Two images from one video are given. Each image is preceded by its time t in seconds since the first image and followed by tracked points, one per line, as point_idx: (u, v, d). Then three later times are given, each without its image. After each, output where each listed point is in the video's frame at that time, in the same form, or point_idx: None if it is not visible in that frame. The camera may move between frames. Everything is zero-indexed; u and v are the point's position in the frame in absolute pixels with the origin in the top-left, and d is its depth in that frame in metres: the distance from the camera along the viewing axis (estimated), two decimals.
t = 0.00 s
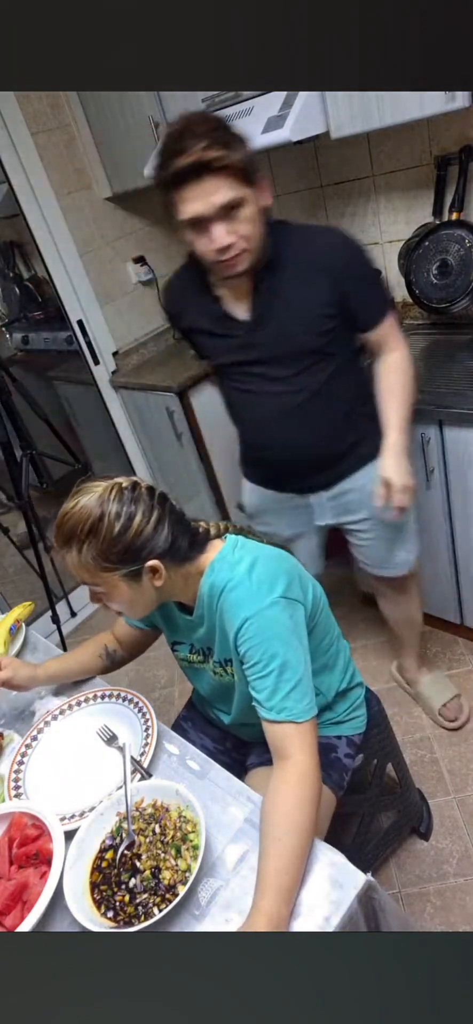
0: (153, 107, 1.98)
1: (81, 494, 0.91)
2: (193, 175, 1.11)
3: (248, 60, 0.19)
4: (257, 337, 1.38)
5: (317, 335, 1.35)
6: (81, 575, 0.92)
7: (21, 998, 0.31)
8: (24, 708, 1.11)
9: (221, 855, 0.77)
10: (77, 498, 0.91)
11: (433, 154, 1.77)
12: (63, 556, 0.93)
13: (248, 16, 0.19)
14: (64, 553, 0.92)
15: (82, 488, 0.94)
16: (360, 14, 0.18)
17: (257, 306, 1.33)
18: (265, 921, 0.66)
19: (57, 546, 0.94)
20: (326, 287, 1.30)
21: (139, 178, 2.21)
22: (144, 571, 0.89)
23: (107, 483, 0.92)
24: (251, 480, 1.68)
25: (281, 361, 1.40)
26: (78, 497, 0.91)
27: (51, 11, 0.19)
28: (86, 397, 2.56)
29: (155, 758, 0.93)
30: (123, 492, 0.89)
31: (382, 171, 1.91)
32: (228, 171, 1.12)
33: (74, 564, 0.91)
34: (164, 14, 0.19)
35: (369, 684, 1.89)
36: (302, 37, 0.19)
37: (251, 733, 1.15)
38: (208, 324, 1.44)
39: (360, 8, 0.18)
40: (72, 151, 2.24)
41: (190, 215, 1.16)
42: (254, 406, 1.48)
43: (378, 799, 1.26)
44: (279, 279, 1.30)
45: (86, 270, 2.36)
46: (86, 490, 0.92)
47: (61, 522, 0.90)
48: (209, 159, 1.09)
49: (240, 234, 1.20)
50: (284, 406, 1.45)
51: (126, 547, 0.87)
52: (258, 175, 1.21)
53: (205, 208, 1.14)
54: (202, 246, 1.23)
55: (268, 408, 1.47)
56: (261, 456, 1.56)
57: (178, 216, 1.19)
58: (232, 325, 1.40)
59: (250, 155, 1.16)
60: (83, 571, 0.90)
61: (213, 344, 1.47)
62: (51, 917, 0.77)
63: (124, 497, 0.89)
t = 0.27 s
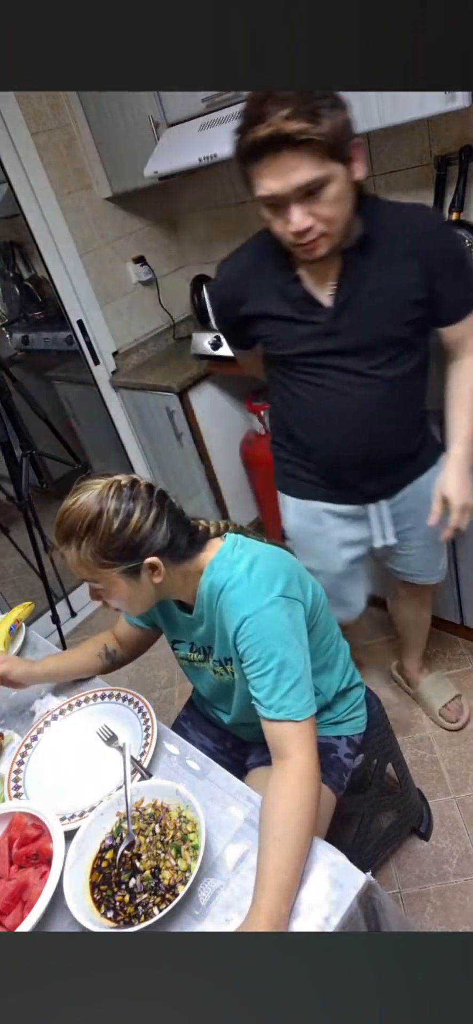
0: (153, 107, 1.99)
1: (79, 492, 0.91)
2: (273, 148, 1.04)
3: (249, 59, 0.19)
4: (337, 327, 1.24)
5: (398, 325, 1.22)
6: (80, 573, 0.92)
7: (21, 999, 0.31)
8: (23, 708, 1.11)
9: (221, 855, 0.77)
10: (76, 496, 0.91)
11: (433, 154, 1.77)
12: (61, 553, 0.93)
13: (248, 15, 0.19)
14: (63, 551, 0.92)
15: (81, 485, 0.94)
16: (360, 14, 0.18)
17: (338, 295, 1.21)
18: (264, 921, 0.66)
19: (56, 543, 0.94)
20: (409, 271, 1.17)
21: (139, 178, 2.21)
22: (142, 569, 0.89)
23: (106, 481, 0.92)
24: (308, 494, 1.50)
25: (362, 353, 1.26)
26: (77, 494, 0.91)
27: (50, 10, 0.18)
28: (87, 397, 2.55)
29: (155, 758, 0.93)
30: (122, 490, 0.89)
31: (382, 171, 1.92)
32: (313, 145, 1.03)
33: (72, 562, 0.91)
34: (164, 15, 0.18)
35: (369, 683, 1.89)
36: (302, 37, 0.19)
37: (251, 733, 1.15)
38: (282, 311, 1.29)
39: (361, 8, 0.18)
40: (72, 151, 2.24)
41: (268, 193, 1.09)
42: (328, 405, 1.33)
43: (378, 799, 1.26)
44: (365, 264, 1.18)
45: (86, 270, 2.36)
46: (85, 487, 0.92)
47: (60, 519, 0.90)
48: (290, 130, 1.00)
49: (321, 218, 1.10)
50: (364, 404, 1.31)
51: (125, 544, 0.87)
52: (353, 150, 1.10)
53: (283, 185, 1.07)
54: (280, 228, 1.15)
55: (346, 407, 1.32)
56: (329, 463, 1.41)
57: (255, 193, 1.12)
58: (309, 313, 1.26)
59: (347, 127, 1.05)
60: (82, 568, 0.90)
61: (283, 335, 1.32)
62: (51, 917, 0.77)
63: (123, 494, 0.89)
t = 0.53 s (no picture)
0: (153, 107, 2.00)
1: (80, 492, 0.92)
2: (322, 158, 0.97)
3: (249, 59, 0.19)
4: (393, 338, 1.13)
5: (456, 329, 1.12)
6: (80, 573, 0.92)
7: (21, 999, 0.31)
8: (23, 708, 1.11)
9: (222, 855, 0.77)
10: (76, 496, 0.91)
11: (433, 154, 1.77)
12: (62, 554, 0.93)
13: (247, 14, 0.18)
14: (63, 551, 0.92)
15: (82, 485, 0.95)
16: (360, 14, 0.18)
17: (391, 307, 1.10)
18: (263, 921, 0.66)
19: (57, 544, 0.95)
20: (461, 273, 1.08)
21: (139, 178, 2.21)
22: (142, 569, 0.89)
23: (108, 481, 0.92)
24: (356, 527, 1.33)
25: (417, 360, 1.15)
26: (78, 495, 0.91)
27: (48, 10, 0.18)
28: (87, 397, 2.55)
29: (155, 758, 0.93)
30: (122, 491, 0.90)
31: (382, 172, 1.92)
32: (362, 156, 0.96)
33: (73, 562, 0.91)
34: (165, 14, 0.18)
35: (369, 684, 1.89)
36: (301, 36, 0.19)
37: (252, 733, 1.15)
38: (332, 325, 1.19)
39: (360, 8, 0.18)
40: (72, 151, 2.24)
41: (312, 205, 1.03)
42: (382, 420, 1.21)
43: (379, 799, 1.26)
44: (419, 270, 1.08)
45: (87, 270, 2.36)
46: (86, 487, 0.93)
47: (61, 520, 0.91)
48: (337, 141, 0.94)
49: (367, 233, 1.03)
50: (418, 419, 1.19)
51: (126, 544, 0.87)
52: (414, 158, 1.01)
53: (331, 197, 1.00)
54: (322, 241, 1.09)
55: (400, 423, 1.21)
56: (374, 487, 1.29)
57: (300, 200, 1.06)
58: (356, 325, 1.16)
59: (408, 132, 0.97)
60: (82, 568, 0.90)
61: (330, 350, 1.22)
62: (51, 917, 0.77)
63: (124, 494, 0.90)
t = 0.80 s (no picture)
0: (153, 107, 2.01)
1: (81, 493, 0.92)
2: (311, 185, 0.76)
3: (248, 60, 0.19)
4: (436, 366, 0.87)
5: None
6: (82, 575, 0.92)
7: (22, 999, 0.31)
8: (23, 708, 1.11)
9: (222, 855, 0.77)
10: (78, 497, 0.92)
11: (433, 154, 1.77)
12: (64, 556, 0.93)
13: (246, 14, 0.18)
14: (65, 552, 0.92)
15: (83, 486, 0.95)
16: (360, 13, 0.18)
17: (428, 331, 0.85)
18: (263, 921, 0.66)
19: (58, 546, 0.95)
20: None
21: (138, 177, 2.21)
22: (145, 569, 0.89)
23: (109, 481, 0.92)
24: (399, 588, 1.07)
25: None
26: (80, 496, 0.91)
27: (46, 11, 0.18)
28: (87, 397, 2.56)
29: (155, 758, 0.93)
30: (124, 491, 0.90)
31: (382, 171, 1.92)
32: (357, 180, 0.74)
33: (75, 564, 0.91)
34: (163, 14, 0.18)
35: (369, 684, 1.89)
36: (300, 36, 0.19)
37: (252, 733, 1.15)
38: (364, 358, 0.93)
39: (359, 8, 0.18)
40: (72, 151, 2.24)
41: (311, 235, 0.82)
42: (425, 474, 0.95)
43: (379, 799, 1.26)
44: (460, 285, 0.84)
45: (87, 270, 2.36)
46: (87, 488, 0.93)
47: (62, 521, 0.91)
48: (324, 166, 0.74)
49: (375, 263, 0.81)
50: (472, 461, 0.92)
51: (127, 544, 0.87)
52: (429, 172, 0.80)
53: (327, 229, 0.79)
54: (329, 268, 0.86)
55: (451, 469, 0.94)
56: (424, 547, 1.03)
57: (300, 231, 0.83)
58: (394, 356, 0.90)
59: (417, 147, 0.77)
60: (84, 569, 0.90)
61: (365, 389, 0.95)
62: (51, 916, 0.77)
63: (126, 495, 0.90)
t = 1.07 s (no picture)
0: (153, 107, 2.01)
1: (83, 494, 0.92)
2: (310, 217, 0.66)
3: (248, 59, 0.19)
4: (460, 398, 0.78)
5: None
6: (84, 576, 0.92)
7: (22, 998, 0.31)
8: (23, 708, 1.11)
9: (222, 855, 0.77)
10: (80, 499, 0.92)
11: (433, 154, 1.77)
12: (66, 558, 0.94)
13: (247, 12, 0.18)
14: (68, 554, 0.92)
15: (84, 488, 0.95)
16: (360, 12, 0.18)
17: (453, 363, 0.75)
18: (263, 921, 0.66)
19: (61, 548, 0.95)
20: None
21: (138, 177, 2.21)
22: (147, 570, 0.89)
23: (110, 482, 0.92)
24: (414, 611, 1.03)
25: None
26: (81, 498, 0.92)
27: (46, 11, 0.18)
28: (87, 397, 2.56)
29: (155, 758, 0.93)
30: (125, 492, 0.90)
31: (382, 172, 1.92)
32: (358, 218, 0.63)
33: (78, 565, 0.91)
34: (163, 13, 0.18)
35: (369, 684, 1.89)
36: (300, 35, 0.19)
37: (252, 733, 1.15)
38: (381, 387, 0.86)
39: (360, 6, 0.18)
40: (72, 151, 2.23)
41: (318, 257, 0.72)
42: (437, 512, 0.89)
43: (378, 799, 1.25)
44: None
45: (87, 270, 2.36)
46: (88, 490, 0.93)
47: (64, 523, 0.91)
48: (316, 200, 0.64)
49: (389, 294, 0.71)
50: None
51: (130, 545, 0.87)
52: (464, 188, 0.64)
53: (334, 261, 0.69)
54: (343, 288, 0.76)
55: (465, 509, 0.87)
56: (452, 586, 0.94)
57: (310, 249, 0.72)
58: (418, 384, 0.81)
59: (441, 166, 0.61)
60: (87, 571, 0.90)
61: (387, 415, 0.87)
62: (51, 916, 0.77)
63: (126, 495, 0.90)
